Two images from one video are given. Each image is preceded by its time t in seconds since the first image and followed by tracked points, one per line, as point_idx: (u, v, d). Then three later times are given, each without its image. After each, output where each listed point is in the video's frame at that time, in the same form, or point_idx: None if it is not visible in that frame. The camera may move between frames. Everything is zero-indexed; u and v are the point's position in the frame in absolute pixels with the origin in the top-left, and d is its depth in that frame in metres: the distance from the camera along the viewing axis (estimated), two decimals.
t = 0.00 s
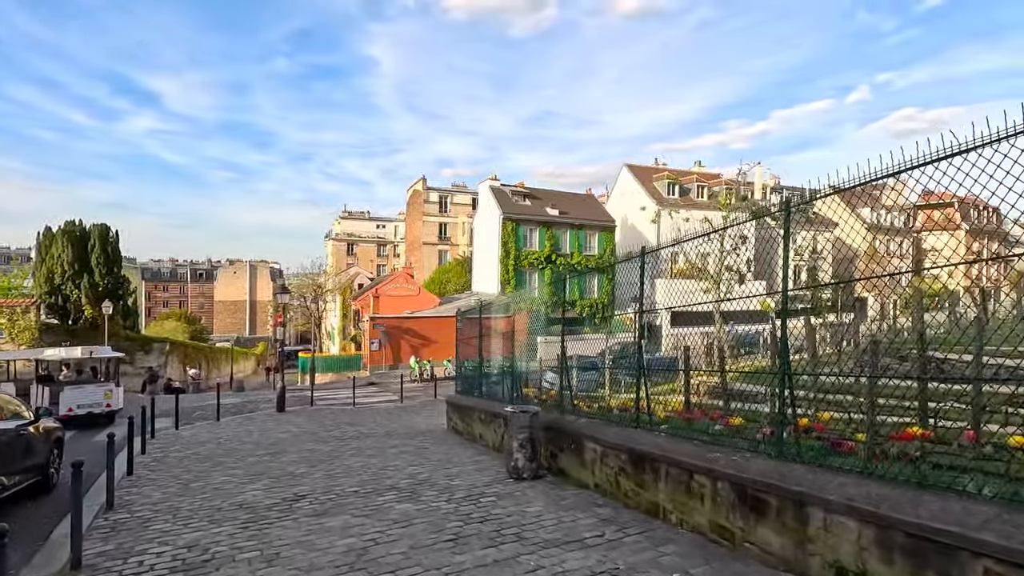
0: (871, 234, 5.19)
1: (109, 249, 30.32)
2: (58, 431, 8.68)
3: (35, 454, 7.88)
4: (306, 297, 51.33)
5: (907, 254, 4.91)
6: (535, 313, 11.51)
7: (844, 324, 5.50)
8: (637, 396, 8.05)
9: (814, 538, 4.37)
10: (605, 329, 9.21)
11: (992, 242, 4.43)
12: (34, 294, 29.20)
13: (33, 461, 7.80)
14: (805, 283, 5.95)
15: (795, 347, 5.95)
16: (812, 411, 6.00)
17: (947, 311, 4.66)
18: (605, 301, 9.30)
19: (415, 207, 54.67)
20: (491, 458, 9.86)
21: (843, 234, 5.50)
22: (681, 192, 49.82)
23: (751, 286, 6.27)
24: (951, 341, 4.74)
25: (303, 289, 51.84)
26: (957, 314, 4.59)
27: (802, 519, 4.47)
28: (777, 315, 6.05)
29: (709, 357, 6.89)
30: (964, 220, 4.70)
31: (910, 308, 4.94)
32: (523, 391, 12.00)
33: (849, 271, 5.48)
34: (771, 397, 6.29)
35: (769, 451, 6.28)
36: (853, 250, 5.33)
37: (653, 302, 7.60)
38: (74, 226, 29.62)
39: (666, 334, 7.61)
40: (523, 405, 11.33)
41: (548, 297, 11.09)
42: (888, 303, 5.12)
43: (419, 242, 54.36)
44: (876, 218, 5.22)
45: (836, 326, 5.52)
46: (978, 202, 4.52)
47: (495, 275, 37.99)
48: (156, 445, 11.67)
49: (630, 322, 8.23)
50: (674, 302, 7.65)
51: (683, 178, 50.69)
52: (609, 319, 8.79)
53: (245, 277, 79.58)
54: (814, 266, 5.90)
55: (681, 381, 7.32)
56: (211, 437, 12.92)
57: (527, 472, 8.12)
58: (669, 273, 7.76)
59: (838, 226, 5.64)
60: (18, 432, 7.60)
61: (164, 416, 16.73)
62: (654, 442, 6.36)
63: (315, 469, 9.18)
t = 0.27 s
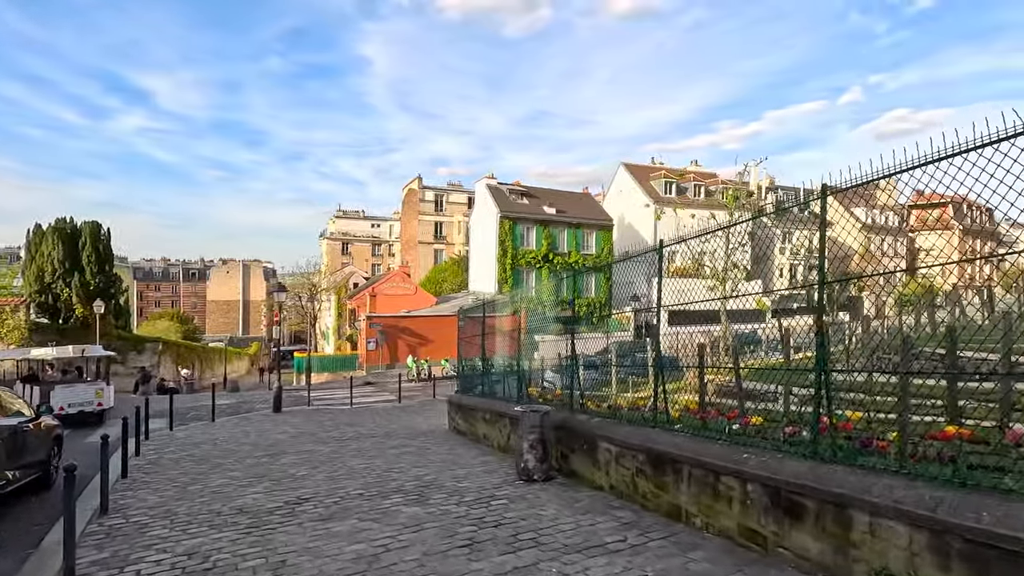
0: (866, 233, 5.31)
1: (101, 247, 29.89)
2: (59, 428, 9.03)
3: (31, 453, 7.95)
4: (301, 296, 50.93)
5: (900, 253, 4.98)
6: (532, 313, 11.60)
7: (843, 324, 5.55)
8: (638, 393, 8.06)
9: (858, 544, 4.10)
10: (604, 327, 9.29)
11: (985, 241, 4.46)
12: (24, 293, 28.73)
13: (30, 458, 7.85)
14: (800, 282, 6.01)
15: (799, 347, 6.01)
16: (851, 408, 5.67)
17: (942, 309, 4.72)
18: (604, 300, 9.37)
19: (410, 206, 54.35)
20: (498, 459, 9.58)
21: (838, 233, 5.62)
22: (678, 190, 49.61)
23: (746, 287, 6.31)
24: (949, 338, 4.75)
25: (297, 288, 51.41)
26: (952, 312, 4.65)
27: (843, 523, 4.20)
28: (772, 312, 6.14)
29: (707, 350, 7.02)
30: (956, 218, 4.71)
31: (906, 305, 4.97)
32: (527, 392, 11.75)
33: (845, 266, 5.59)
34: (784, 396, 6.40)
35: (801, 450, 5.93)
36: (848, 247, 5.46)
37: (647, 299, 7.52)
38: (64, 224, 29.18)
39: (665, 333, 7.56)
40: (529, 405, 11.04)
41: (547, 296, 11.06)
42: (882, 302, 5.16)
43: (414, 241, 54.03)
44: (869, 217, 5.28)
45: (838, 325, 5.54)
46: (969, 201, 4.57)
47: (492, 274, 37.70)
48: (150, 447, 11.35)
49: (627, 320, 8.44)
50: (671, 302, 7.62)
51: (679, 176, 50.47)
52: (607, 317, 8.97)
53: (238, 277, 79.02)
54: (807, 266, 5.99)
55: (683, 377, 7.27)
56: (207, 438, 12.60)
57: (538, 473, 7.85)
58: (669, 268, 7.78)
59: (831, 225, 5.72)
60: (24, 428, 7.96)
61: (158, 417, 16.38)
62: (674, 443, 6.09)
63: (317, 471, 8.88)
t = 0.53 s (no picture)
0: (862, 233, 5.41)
1: (93, 245, 29.42)
2: (57, 429, 9.39)
3: (28, 450, 8.17)
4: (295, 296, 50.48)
5: (896, 254, 5.05)
6: (530, 313, 11.73)
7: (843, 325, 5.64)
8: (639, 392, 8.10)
9: (910, 555, 3.85)
10: (602, 328, 9.37)
11: (980, 241, 4.52)
12: (14, 292, 28.26)
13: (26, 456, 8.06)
14: (797, 284, 6.10)
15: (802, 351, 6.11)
16: (883, 409, 5.35)
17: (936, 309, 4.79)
18: (599, 301, 9.40)
19: (406, 205, 53.98)
20: (505, 462, 9.29)
21: (835, 234, 5.73)
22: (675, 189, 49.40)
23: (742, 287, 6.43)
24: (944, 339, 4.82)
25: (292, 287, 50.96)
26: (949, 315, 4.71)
27: (894, 533, 3.94)
28: (769, 312, 6.27)
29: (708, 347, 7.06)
30: (953, 218, 4.76)
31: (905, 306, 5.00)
32: (531, 392, 11.48)
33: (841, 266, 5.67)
34: (799, 396, 6.25)
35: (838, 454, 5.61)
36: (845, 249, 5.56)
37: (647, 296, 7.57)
38: (56, 222, 28.72)
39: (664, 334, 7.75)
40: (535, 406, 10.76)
41: (547, 296, 11.03)
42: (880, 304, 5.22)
43: (410, 240, 53.68)
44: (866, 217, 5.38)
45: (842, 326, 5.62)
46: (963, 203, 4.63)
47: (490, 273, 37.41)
48: (144, 450, 11.01)
49: (625, 321, 8.55)
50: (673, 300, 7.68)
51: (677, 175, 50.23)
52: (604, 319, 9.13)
53: (232, 276, 78.43)
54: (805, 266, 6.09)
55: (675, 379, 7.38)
56: (203, 440, 12.26)
57: (551, 476, 7.58)
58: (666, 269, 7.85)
59: (830, 224, 5.82)
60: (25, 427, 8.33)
61: (151, 419, 16.01)
62: (696, 446, 5.82)
63: (319, 475, 8.58)
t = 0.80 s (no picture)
0: (856, 232, 5.44)
1: (84, 244, 29.01)
2: (52, 429, 9.74)
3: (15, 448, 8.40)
4: (291, 295, 50.06)
5: (893, 252, 5.14)
6: (527, 314, 11.81)
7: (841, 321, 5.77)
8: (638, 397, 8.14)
9: (965, 568, 3.58)
10: (599, 327, 9.33)
11: (975, 242, 4.55)
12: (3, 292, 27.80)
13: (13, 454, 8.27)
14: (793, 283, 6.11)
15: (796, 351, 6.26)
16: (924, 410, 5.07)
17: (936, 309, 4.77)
18: (598, 301, 9.39)
19: (402, 205, 53.67)
20: (512, 465, 9.00)
21: (831, 233, 5.68)
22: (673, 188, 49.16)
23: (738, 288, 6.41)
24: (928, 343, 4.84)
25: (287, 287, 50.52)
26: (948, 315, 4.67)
27: (943, 544, 3.69)
28: (765, 312, 6.25)
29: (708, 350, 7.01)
30: (947, 218, 4.80)
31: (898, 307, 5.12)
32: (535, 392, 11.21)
33: (836, 265, 5.73)
34: (814, 396, 6.25)
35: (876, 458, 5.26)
36: (840, 248, 5.61)
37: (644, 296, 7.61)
38: (46, 220, 28.29)
39: (660, 332, 7.91)
40: (541, 406, 10.49)
41: (546, 295, 11.02)
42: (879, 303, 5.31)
43: (406, 239, 53.36)
44: (860, 217, 5.43)
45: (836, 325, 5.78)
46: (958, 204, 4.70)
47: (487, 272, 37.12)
48: (138, 452, 10.68)
49: (623, 321, 8.59)
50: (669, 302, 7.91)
51: (675, 174, 49.97)
52: (602, 318, 9.15)
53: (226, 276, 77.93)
54: (801, 266, 6.11)
55: (670, 380, 7.51)
56: (199, 442, 11.93)
57: (563, 480, 7.29)
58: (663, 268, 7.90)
59: (827, 225, 5.74)
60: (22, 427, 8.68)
61: (145, 420, 15.66)
62: (718, 450, 5.53)
63: (320, 479, 8.26)
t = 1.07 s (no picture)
0: (854, 232, 5.65)
1: (76, 243, 28.59)
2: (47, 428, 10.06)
3: (24, 445, 8.70)
4: (286, 295, 49.65)
5: (888, 251, 5.36)
6: (527, 315, 11.84)
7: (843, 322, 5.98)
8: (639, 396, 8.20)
9: None
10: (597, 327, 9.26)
11: (969, 242, 4.62)
12: None
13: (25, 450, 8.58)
14: (792, 282, 6.35)
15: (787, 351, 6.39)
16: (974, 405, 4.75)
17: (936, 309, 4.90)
18: (596, 300, 9.33)
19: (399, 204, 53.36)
20: (519, 470, 8.73)
21: (828, 233, 5.82)
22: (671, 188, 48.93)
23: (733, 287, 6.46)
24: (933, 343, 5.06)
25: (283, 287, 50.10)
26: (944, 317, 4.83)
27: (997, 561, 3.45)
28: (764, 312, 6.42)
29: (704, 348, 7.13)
30: (943, 218, 4.88)
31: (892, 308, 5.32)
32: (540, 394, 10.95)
33: (832, 265, 5.85)
34: (828, 397, 6.33)
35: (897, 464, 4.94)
36: (837, 249, 5.79)
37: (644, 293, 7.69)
38: (38, 218, 27.87)
39: (660, 331, 8.00)
40: (547, 408, 10.23)
41: (544, 294, 11.03)
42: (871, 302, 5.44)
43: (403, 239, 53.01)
44: (859, 217, 5.60)
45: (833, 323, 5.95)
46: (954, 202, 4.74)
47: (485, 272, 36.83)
48: (132, 456, 10.36)
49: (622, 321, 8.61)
50: (668, 300, 8.02)
51: (673, 173, 49.77)
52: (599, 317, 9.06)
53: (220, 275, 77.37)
54: (799, 265, 6.32)
55: (672, 380, 7.58)
56: (194, 445, 11.61)
57: (575, 486, 7.00)
58: (660, 268, 7.99)
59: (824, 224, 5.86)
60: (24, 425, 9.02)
61: (138, 422, 15.32)
62: (745, 456, 5.26)
63: (322, 485, 7.96)
